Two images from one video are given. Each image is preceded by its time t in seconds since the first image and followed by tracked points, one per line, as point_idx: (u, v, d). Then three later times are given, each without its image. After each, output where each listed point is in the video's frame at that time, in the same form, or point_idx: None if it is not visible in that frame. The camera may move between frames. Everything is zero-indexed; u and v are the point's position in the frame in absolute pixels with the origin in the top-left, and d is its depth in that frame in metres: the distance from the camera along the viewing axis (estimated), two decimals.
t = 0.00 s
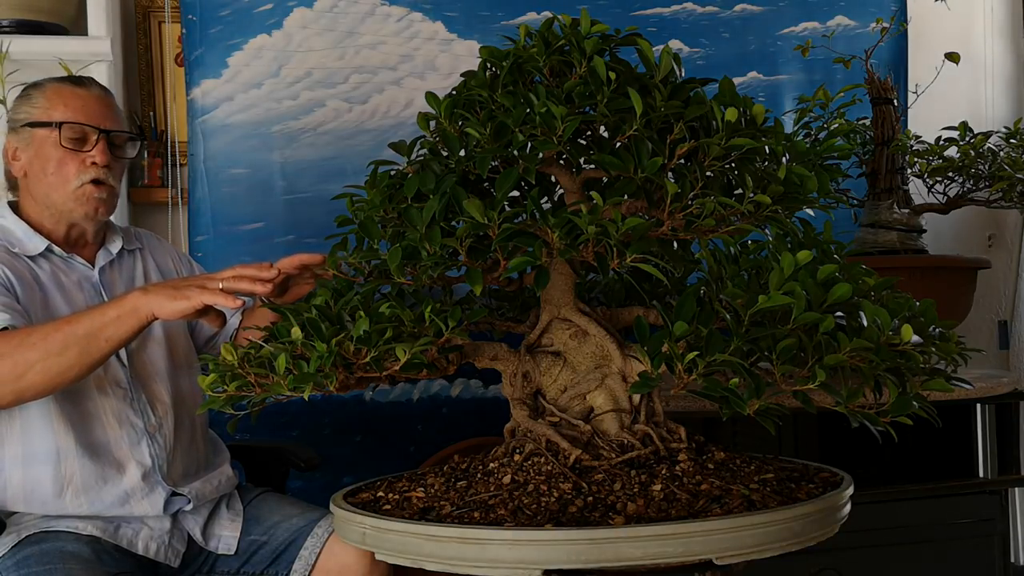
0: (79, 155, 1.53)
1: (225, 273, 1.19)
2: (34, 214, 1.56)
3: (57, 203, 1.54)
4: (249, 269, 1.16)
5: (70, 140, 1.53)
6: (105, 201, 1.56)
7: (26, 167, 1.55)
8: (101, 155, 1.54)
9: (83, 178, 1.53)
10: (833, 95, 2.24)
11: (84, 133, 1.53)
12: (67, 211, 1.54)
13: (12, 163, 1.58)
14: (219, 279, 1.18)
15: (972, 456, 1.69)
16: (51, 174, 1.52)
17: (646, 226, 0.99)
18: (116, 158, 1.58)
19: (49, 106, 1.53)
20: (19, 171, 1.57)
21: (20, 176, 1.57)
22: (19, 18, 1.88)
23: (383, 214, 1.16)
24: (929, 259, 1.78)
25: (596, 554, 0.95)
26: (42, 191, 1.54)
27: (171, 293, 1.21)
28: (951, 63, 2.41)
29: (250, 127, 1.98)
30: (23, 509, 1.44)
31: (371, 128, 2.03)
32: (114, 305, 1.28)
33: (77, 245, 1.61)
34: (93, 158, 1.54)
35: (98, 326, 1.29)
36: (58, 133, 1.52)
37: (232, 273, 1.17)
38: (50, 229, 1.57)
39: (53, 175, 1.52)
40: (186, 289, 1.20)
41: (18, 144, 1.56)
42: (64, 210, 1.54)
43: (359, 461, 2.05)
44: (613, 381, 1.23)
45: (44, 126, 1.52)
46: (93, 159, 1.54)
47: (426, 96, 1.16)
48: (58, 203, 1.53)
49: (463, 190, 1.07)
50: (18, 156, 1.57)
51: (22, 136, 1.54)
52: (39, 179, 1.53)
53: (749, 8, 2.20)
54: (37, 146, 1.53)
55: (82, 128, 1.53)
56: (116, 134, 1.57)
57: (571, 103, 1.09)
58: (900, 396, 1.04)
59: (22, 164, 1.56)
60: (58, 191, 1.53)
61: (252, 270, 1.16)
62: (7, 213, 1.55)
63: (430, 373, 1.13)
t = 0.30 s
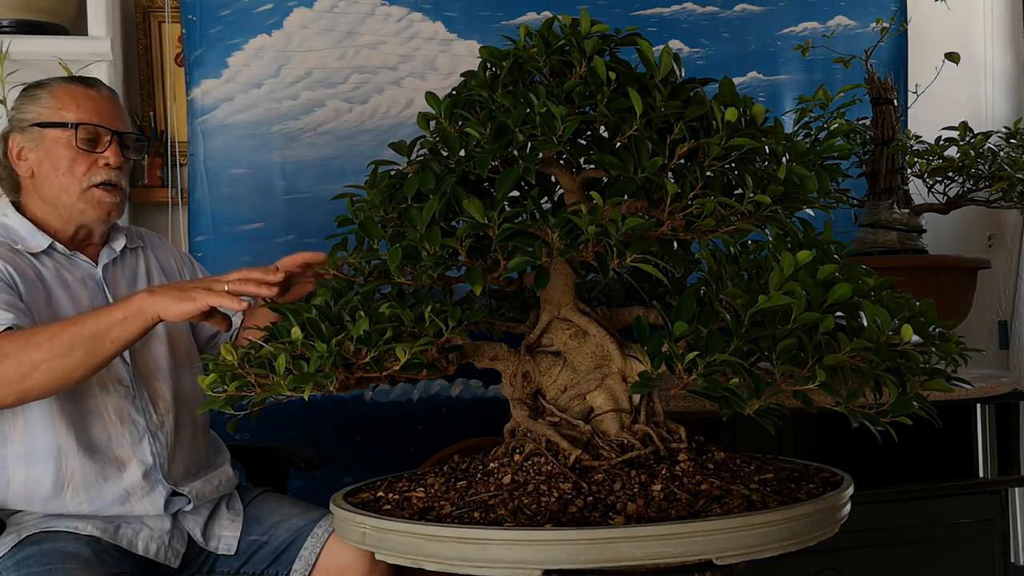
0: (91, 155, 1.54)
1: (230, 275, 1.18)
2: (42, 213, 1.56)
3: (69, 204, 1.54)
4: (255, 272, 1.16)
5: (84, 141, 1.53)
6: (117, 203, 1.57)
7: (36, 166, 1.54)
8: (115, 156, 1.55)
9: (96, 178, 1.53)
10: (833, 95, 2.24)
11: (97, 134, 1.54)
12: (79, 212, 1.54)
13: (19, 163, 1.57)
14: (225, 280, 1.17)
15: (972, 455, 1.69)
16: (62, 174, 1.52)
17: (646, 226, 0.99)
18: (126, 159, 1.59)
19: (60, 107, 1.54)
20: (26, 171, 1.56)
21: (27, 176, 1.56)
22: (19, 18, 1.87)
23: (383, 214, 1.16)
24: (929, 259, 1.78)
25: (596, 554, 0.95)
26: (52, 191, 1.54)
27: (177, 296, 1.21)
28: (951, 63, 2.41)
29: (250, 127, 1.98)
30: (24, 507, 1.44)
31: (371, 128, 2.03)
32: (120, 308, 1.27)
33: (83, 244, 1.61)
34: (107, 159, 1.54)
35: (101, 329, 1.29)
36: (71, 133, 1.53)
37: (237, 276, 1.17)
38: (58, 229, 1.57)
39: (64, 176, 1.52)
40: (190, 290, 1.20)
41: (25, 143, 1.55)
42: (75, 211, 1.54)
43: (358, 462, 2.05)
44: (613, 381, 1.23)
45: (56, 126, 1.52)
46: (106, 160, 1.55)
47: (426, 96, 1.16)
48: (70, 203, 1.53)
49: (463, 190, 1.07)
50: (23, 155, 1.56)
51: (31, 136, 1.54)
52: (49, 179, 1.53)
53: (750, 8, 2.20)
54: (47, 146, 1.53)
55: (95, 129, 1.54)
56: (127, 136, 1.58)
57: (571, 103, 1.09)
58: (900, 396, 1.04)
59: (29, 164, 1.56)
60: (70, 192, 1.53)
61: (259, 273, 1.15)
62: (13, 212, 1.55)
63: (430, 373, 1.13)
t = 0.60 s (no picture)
0: (97, 155, 1.53)
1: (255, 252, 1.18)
2: (50, 212, 1.56)
3: (76, 203, 1.54)
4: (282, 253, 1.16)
5: (90, 141, 1.53)
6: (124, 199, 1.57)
7: (41, 165, 1.54)
8: (121, 156, 1.55)
9: (103, 177, 1.53)
10: (833, 94, 2.24)
11: (103, 134, 1.54)
12: (86, 210, 1.55)
13: (24, 162, 1.57)
14: (246, 265, 1.16)
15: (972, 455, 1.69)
16: (68, 173, 1.53)
17: (646, 226, 0.99)
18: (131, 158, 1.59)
19: (65, 106, 1.53)
20: (32, 170, 1.57)
21: (33, 175, 1.57)
22: (19, 18, 1.87)
23: (383, 214, 1.16)
24: (929, 259, 1.78)
25: (596, 554, 0.95)
26: (59, 190, 1.54)
27: (207, 284, 1.19)
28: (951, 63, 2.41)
29: (250, 127, 1.98)
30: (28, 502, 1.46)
31: (371, 128, 2.03)
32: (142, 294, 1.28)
33: (89, 243, 1.62)
34: (113, 159, 1.54)
35: (130, 321, 1.28)
36: (77, 133, 1.52)
37: (265, 254, 1.17)
38: (65, 228, 1.58)
39: (71, 174, 1.53)
40: (219, 276, 1.18)
41: (31, 143, 1.55)
42: (82, 209, 1.54)
43: (358, 462, 2.05)
44: (613, 381, 1.23)
45: (60, 127, 1.52)
46: (112, 160, 1.54)
47: (426, 96, 1.16)
48: (76, 202, 1.54)
49: (463, 190, 1.07)
50: (29, 155, 1.56)
51: (36, 136, 1.54)
52: (55, 179, 1.53)
53: (750, 8, 2.20)
54: (52, 146, 1.53)
55: (100, 129, 1.53)
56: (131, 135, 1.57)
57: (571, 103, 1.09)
58: (900, 396, 1.04)
59: (35, 164, 1.56)
60: (76, 191, 1.53)
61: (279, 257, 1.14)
62: (19, 210, 1.55)
63: (430, 373, 1.13)
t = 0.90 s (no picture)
0: (101, 153, 1.53)
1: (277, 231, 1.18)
2: (57, 211, 1.56)
3: (81, 202, 1.54)
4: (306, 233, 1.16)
5: (94, 139, 1.53)
6: (129, 198, 1.57)
7: (48, 165, 1.54)
8: (125, 154, 1.55)
9: (107, 175, 1.53)
10: (832, 94, 2.24)
11: (107, 132, 1.54)
12: (91, 209, 1.55)
13: (32, 163, 1.57)
14: (274, 250, 1.17)
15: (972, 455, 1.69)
16: (73, 172, 1.52)
17: (646, 226, 0.99)
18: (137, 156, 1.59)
19: (71, 106, 1.54)
20: (39, 170, 1.56)
21: (40, 175, 1.57)
22: (19, 18, 1.87)
23: (383, 214, 1.16)
24: (929, 259, 1.78)
25: (596, 554, 0.95)
26: (64, 188, 1.53)
27: (248, 276, 1.20)
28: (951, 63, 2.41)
29: (251, 127, 1.98)
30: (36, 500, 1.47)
31: (371, 128, 2.03)
32: (180, 280, 1.28)
33: (98, 242, 1.63)
34: (117, 157, 1.54)
35: (172, 309, 1.28)
36: (82, 131, 1.52)
37: (288, 233, 1.17)
38: (73, 227, 1.58)
39: (76, 173, 1.52)
40: (256, 267, 1.19)
41: (37, 143, 1.55)
42: (88, 208, 1.54)
43: (358, 462, 2.05)
44: (613, 381, 1.23)
45: (66, 125, 1.52)
46: (117, 157, 1.54)
47: (426, 96, 1.16)
48: (81, 200, 1.53)
49: (463, 190, 1.07)
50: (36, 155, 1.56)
51: (42, 136, 1.54)
52: (61, 178, 1.53)
53: (750, 8, 2.20)
54: (58, 145, 1.53)
55: (106, 127, 1.54)
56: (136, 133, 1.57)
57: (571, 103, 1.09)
58: (900, 396, 1.04)
59: (42, 164, 1.56)
60: (81, 190, 1.53)
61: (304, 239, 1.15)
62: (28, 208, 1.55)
63: (430, 373, 1.13)
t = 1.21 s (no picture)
0: (89, 153, 1.54)
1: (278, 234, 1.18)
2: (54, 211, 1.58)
3: (68, 202, 1.55)
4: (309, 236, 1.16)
5: (81, 138, 1.54)
6: (113, 201, 1.54)
7: (48, 164, 1.57)
8: (111, 154, 1.54)
9: (91, 176, 1.53)
10: (832, 94, 2.24)
11: (95, 132, 1.54)
12: (77, 210, 1.55)
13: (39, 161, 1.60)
14: (276, 251, 1.17)
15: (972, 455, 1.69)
16: (65, 172, 1.54)
17: (646, 226, 0.99)
18: (131, 156, 1.58)
19: (69, 106, 1.55)
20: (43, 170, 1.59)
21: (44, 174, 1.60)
22: (19, 18, 1.87)
23: (383, 214, 1.16)
24: (929, 259, 1.78)
25: (596, 554, 0.95)
26: (56, 187, 1.56)
27: (249, 279, 1.20)
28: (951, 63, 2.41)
29: (251, 127, 1.98)
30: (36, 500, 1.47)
31: (371, 128, 2.03)
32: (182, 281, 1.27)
33: (101, 242, 1.63)
34: (103, 157, 1.54)
35: (174, 313, 1.28)
36: (71, 131, 1.53)
37: (290, 235, 1.16)
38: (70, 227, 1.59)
39: (65, 172, 1.54)
40: (257, 270, 1.19)
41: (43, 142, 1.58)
42: (74, 208, 1.55)
43: (358, 462, 2.05)
44: (613, 381, 1.23)
45: (62, 125, 1.54)
46: (103, 158, 1.54)
47: (426, 96, 1.16)
48: (68, 199, 1.54)
49: (463, 190, 1.07)
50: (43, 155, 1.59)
51: (45, 135, 1.57)
52: (55, 177, 1.55)
53: (750, 8, 2.20)
54: (56, 144, 1.54)
55: (94, 127, 1.54)
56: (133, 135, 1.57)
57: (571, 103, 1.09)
58: (900, 396, 1.04)
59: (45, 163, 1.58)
60: (69, 189, 1.54)
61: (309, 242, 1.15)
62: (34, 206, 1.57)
63: (430, 373, 1.13)
